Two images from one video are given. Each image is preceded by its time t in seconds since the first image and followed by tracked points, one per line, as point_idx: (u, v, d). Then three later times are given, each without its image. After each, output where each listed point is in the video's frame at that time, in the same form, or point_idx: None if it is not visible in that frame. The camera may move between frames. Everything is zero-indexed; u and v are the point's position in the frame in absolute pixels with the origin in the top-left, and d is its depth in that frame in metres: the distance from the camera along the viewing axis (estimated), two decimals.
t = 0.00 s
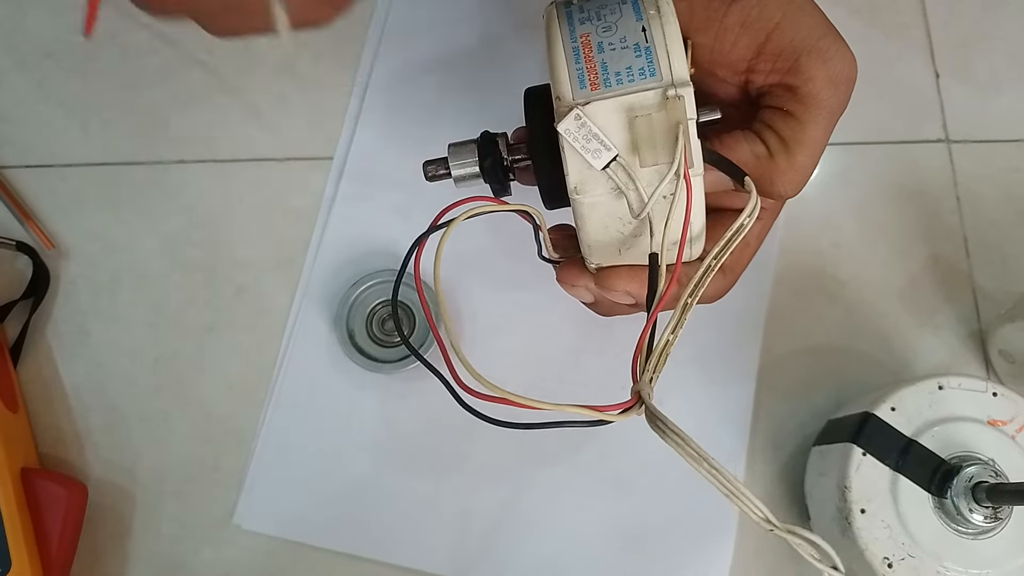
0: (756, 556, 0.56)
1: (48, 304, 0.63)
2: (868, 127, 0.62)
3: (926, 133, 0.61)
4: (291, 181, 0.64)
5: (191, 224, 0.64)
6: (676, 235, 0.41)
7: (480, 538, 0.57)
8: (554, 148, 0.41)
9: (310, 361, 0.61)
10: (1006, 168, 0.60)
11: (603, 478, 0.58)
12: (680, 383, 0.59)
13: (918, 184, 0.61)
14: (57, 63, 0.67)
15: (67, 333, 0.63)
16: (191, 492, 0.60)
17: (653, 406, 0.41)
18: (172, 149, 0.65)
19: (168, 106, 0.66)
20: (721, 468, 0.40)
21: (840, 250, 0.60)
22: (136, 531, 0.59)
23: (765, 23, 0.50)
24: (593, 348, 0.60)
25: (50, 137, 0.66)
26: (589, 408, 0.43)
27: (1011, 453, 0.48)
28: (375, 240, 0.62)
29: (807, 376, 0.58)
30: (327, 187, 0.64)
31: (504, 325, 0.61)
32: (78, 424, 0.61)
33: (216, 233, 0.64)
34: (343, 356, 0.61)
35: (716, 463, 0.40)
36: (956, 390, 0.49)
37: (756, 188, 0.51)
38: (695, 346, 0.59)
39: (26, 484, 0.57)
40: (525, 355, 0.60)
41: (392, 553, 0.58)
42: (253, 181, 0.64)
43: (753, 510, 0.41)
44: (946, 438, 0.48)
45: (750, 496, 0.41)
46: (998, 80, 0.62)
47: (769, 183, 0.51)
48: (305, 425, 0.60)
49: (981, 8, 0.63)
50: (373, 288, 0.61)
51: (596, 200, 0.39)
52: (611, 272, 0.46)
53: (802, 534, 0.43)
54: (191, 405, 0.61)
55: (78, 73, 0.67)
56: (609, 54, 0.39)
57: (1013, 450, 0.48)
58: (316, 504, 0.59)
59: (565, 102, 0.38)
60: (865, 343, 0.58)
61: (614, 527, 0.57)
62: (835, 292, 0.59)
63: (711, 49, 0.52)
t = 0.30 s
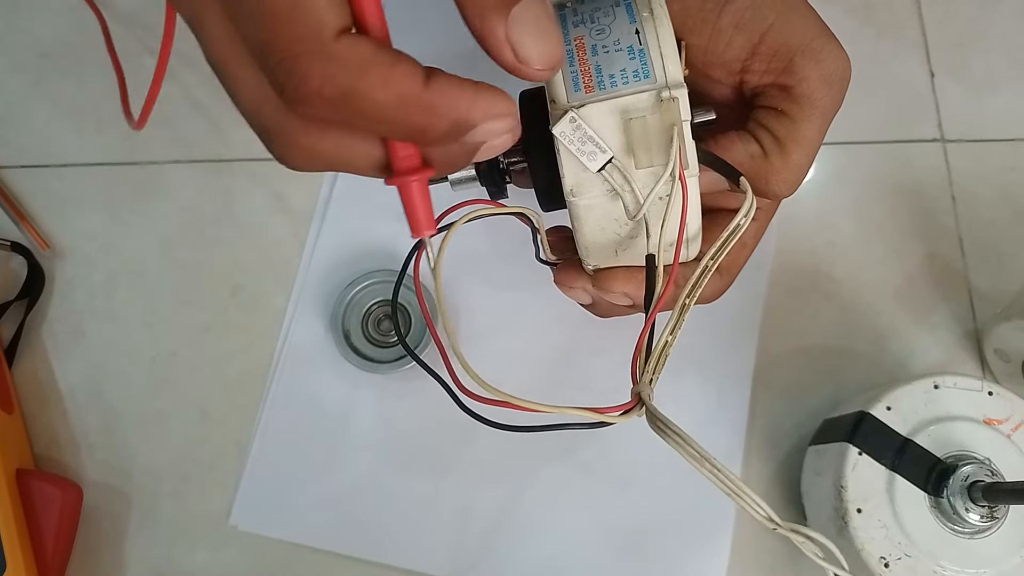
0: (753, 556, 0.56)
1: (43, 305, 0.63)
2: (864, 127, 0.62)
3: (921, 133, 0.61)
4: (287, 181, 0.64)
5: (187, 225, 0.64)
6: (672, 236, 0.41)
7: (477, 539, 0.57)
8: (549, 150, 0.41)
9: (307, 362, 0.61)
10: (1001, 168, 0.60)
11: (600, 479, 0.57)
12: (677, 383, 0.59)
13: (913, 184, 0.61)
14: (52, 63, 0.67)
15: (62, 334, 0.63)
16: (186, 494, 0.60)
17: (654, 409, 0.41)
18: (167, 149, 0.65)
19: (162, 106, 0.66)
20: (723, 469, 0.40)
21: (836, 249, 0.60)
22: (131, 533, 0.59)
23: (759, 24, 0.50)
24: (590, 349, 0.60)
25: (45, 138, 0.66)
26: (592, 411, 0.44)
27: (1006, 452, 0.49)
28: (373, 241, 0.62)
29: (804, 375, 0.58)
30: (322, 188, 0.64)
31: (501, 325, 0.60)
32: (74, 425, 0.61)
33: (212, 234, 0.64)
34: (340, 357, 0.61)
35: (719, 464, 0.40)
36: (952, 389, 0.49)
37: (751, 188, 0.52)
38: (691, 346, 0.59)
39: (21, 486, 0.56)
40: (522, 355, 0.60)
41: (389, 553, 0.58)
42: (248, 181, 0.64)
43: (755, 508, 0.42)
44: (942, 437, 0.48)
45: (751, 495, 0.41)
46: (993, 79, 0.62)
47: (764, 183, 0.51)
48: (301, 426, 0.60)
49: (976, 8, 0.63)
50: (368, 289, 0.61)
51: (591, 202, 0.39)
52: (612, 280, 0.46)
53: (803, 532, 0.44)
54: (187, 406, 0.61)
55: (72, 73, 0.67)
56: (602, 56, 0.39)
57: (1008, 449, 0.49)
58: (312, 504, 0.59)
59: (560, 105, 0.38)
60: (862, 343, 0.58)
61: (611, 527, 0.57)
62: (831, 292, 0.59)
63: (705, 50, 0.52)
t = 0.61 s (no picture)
0: (753, 556, 0.56)
1: (42, 304, 0.63)
2: (865, 126, 0.62)
3: (921, 132, 0.61)
4: (286, 180, 0.64)
5: (187, 224, 0.64)
6: (677, 236, 0.41)
7: (478, 538, 0.57)
8: (554, 150, 0.41)
9: (307, 361, 0.61)
10: (1002, 168, 0.60)
11: (601, 478, 0.57)
12: (676, 383, 0.59)
13: (913, 183, 0.61)
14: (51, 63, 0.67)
15: (62, 333, 0.63)
16: (186, 493, 0.60)
17: (663, 409, 0.41)
18: (166, 149, 0.65)
19: (162, 105, 0.66)
20: (733, 468, 0.41)
21: (836, 249, 0.60)
22: (131, 532, 0.59)
23: (762, 24, 0.50)
24: (590, 349, 0.60)
25: (44, 137, 0.66)
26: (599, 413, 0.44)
27: (1006, 452, 0.49)
28: (374, 240, 0.62)
29: (803, 375, 0.58)
30: (322, 188, 0.64)
31: (501, 325, 0.60)
32: (73, 424, 0.61)
33: (211, 233, 0.64)
34: (339, 357, 0.61)
35: (727, 463, 0.41)
36: (952, 389, 0.49)
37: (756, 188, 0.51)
38: (689, 346, 0.59)
39: (20, 485, 0.56)
40: (522, 354, 0.60)
41: (388, 553, 0.58)
42: (248, 180, 0.64)
43: (766, 508, 0.42)
44: (942, 436, 0.48)
45: (763, 494, 0.42)
46: (993, 79, 0.62)
47: (768, 183, 0.51)
48: (300, 426, 0.60)
49: (976, 8, 0.63)
50: (369, 288, 0.61)
51: (596, 202, 0.39)
52: (618, 279, 0.46)
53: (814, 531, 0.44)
54: (187, 406, 0.61)
55: (72, 73, 0.67)
56: (606, 56, 0.39)
57: (1008, 449, 0.49)
58: (312, 504, 0.59)
59: (564, 105, 0.38)
60: (862, 343, 0.58)
61: (611, 527, 0.57)
62: (831, 292, 0.59)
63: (709, 50, 0.51)
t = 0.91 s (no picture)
0: (752, 557, 0.56)
1: (42, 305, 0.63)
2: (865, 128, 0.62)
3: (921, 134, 0.62)
4: (286, 182, 0.64)
5: (186, 225, 0.64)
6: (678, 240, 0.41)
7: (478, 539, 0.57)
8: (556, 154, 0.41)
9: (307, 362, 0.61)
10: (1001, 169, 0.60)
11: (600, 479, 0.58)
12: (676, 384, 0.59)
13: (913, 185, 0.61)
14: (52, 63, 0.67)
15: (62, 334, 0.63)
16: (186, 494, 0.60)
17: (661, 414, 0.40)
18: (167, 150, 0.65)
19: (162, 107, 0.66)
20: (730, 472, 0.40)
21: (835, 251, 0.60)
22: (131, 533, 0.59)
23: (763, 29, 0.50)
24: (590, 351, 0.60)
25: (45, 138, 0.66)
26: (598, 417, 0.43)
27: (1005, 454, 0.49)
28: (374, 242, 0.62)
29: (803, 376, 0.58)
30: (322, 190, 0.64)
31: (502, 326, 0.60)
32: (73, 425, 0.61)
33: (211, 234, 0.64)
34: (339, 357, 0.61)
35: (726, 467, 0.40)
36: (951, 391, 0.49)
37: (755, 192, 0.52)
38: (689, 346, 0.59)
39: (21, 486, 0.56)
40: (522, 355, 0.60)
41: (388, 553, 0.58)
42: (248, 181, 0.64)
43: (762, 512, 0.41)
44: (941, 438, 0.49)
45: (759, 497, 0.41)
46: (993, 81, 0.62)
47: (768, 186, 0.51)
48: (300, 427, 0.60)
49: (975, 9, 0.64)
50: (369, 290, 0.61)
51: (597, 206, 0.39)
52: (617, 279, 0.46)
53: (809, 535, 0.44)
54: (187, 407, 0.61)
55: (72, 74, 0.67)
56: (608, 62, 0.39)
57: (1007, 450, 0.49)
58: (312, 505, 0.59)
59: (566, 111, 0.38)
60: (861, 344, 0.58)
61: (611, 528, 0.57)
62: (830, 293, 0.59)
63: (709, 54, 0.52)
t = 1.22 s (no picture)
0: (754, 556, 0.56)
1: (42, 304, 0.63)
2: (867, 125, 0.62)
3: (923, 131, 0.61)
4: (286, 180, 0.64)
5: (185, 225, 0.64)
6: (669, 233, 0.41)
7: (479, 539, 0.57)
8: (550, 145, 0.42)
9: (306, 361, 0.61)
10: (1005, 166, 0.60)
11: (601, 478, 0.57)
12: (677, 383, 0.58)
13: (916, 182, 0.60)
14: (51, 63, 0.67)
15: (62, 334, 0.62)
16: (186, 494, 0.60)
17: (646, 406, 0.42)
18: (166, 149, 0.65)
19: (162, 106, 0.66)
20: (712, 463, 0.41)
21: (837, 248, 0.60)
22: (131, 533, 0.59)
23: (758, 19, 0.50)
24: (588, 350, 0.59)
25: (44, 137, 0.66)
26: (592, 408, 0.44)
27: (1009, 452, 0.48)
28: (373, 240, 0.62)
29: (804, 375, 0.58)
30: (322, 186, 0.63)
31: (501, 324, 0.60)
32: (73, 425, 0.61)
33: (211, 233, 0.64)
34: (339, 356, 0.60)
35: (708, 460, 0.41)
36: (954, 389, 0.49)
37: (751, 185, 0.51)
38: (690, 345, 0.59)
39: (21, 486, 0.56)
40: (522, 354, 0.60)
41: (388, 553, 0.57)
42: (248, 180, 0.64)
43: (747, 507, 0.43)
44: (944, 437, 0.48)
45: (741, 491, 0.42)
46: (997, 77, 0.62)
47: (764, 179, 0.51)
48: (300, 426, 0.60)
49: (978, 5, 0.63)
50: (368, 289, 0.61)
51: (588, 197, 0.40)
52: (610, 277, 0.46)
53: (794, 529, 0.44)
54: (187, 406, 0.61)
55: (71, 74, 0.67)
56: (599, 51, 0.39)
57: (1011, 449, 0.48)
58: (313, 504, 0.59)
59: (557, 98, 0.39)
60: (863, 341, 0.58)
61: (611, 527, 0.57)
62: (832, 291, 0.59)
63: (704, 46, 0.51)
